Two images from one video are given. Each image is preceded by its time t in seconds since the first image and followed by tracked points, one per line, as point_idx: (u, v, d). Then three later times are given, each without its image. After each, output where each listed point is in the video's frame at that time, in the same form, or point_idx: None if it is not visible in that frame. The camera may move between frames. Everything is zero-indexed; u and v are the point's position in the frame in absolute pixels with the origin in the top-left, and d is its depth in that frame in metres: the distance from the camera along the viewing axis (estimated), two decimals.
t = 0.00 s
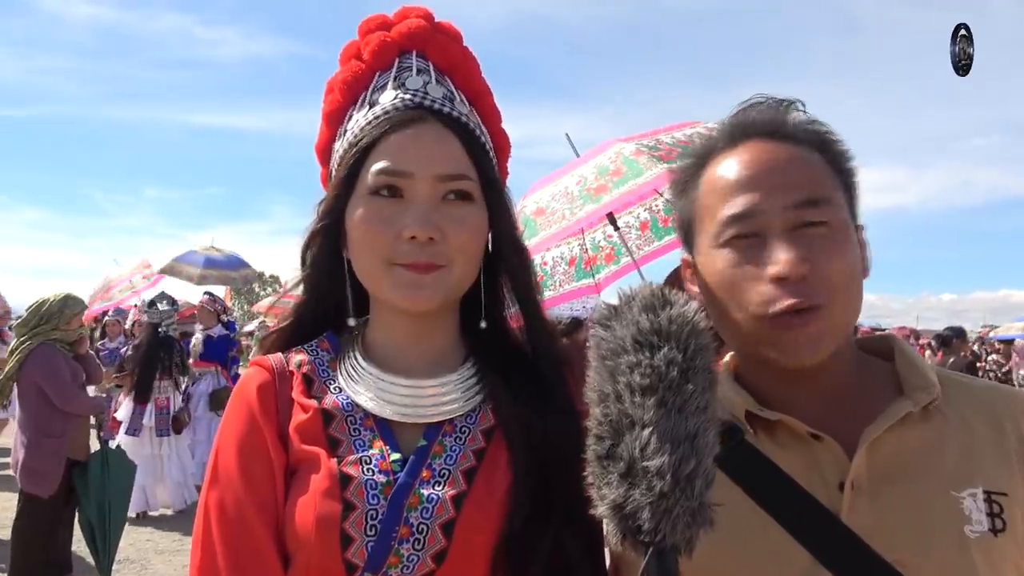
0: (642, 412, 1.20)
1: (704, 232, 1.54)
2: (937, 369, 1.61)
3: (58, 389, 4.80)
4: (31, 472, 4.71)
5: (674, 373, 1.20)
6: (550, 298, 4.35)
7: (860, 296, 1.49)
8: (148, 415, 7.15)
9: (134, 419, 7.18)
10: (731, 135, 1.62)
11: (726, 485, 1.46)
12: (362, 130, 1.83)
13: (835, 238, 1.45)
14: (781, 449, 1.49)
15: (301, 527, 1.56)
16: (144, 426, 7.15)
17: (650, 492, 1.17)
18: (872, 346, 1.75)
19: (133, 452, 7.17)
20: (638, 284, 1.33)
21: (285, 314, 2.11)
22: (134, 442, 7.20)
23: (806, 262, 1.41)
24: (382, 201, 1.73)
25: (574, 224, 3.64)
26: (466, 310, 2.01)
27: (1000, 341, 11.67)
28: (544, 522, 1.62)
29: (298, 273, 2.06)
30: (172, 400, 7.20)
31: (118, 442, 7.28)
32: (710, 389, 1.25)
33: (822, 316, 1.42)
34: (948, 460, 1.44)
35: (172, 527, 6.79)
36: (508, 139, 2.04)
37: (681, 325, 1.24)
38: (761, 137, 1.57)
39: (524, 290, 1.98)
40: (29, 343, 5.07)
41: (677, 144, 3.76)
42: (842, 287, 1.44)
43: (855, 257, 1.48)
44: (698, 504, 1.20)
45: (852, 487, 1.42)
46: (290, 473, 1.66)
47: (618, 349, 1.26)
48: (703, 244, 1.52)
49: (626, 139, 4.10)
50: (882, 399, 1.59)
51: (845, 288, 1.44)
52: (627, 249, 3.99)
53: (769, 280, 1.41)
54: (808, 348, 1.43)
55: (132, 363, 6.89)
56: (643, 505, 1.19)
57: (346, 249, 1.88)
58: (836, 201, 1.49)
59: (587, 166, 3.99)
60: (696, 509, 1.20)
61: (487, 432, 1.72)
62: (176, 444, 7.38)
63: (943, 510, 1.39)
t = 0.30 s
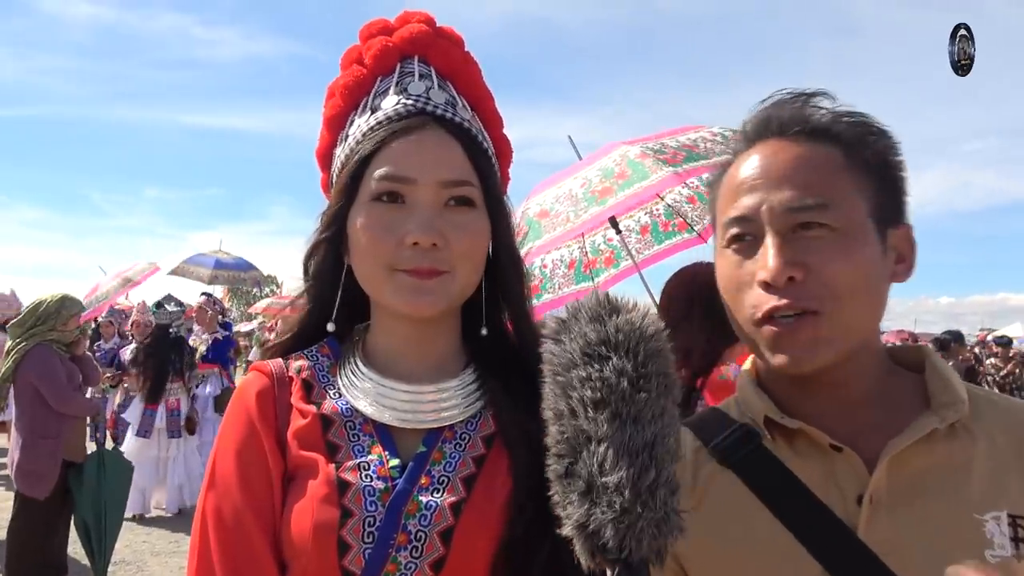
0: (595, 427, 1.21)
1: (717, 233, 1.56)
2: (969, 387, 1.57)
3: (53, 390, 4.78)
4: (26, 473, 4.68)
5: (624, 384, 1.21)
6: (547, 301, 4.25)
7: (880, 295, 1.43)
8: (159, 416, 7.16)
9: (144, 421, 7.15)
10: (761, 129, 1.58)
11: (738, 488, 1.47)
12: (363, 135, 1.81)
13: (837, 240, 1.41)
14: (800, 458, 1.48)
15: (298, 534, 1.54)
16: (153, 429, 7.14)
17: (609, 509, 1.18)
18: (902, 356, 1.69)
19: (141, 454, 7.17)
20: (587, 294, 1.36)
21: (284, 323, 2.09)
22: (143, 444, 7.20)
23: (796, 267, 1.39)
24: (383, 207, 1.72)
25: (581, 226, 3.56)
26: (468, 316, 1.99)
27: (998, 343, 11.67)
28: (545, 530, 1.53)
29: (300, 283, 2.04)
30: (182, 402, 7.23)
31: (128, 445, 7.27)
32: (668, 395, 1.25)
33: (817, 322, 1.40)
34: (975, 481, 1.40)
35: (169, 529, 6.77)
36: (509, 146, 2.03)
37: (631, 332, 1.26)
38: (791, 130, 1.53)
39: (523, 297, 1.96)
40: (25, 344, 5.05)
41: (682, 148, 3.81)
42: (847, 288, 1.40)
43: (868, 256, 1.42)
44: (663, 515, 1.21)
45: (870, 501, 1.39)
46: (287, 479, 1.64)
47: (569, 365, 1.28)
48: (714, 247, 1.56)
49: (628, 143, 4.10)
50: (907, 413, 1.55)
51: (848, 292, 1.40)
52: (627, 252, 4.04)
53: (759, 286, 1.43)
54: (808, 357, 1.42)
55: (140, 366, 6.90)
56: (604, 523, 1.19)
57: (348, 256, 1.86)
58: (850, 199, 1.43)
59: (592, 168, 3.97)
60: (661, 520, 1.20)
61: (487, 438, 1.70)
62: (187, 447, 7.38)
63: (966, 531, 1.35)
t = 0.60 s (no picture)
0: (593, 433, 1.21)
1: (739, 228, 1.56)
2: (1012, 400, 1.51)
3: (49, 392, 4.75)
4: (23, 475, 4.66)
5: (623, 390, 1.21)
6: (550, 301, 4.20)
7: (906, 290, 1.41)
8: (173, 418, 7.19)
9: (158, 424, 7.13)
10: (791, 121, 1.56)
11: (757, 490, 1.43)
12: (363, 135, 1.80)
13: (859, 234, 1.39)
14: (819, 460, 1.45)
15: (294, 538, 1.53)
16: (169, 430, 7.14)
17: (605, 519, 1.17)
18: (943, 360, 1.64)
19: (152, 455, 7.13)
20: (587, 294, 1.36)
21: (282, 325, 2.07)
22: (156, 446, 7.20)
23: (813, 263, 1.39)
24: (382, 207, 1.71)
25: (570, 230, 3.55)
26: (468, 317, 1.99)
27: (997, 344, 11.65)
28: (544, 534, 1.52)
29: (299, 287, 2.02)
30: (194, 404, 7.31)
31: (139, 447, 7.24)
32: (668, 400, 1.24)
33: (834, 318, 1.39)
34: (1005, 498, 1.35)
35: (167, 531, 6.75)
36: (511, 147, 2.01)
37: (631, 335, 1.26)
38: (818, 122, 1.51)
39: (525, 301, 1.95)
40: (21, 345, 5.02)
41: (672, 151, 3.74)
42: (868, 282, 1.38)
43: (891, 251, 1.40)
44: (662, 527, 1.19)
45: (894, 510, 1.35)
46: (285, 483, 1.62)
47: (568, 369, 1.28)
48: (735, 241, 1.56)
49: (619, 145, 4.04)
50: (941, 423, 1.50)
51: (868, 288, 1.38)
52: (630, 249, 4.00)
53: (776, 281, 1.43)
54: (827, 353, 1.40)
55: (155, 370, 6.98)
56: (601, 534, 1.18)
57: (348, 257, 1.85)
58: (874, 192, 1.41)
59: (582, 173, 3.94)
60: (660, 530, 1.19)
61: (486, 441, 1.69)
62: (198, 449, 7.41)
63: (991, 547, 1.30)
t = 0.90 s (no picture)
0: (579, 427, 1.21)
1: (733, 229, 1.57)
2: None
3: (46, 393, 4.72)
4: (20, 477, 4.64)
5: (607, 383, 1.21)
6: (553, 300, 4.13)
7: (878, 283, 1.37)
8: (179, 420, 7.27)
9: (164, 425, 7.22)
10: (770, 117, 1.57)
11: (768, 491, 1.41)
12: (361, 133, 1.79)
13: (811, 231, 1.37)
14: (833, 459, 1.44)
15: (291, 539, 1.52)
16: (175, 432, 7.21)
17: (592, 511, 1.18)
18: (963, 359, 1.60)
19: (161, 456, 7.21)
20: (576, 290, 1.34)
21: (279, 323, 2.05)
22: (164, 447, 7.27)
23: (769, 261, 1.39)
24: (381, 205, 1.69)
25: (562, 228, 3.56)
26: (466, 317, 1.97)
27: (994, 346, 11.64)
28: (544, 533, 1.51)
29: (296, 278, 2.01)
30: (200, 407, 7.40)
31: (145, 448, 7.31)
32: (656, 391, 1.24)
33: (796, 316, 1.37)
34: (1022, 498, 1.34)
35: (163, 533, 6.74)
36: (509, 146, 2.00)
37: (618, 328, 1.24)
38: (791, 119, 1.51)
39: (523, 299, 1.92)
40: (18, 347, 5.00)
41: (665, 147, 3.73)
42: (818, 279, 1.35)
43: (853, 246, 1.35)
44: (652, 517, 1.19)
45: (910, 513, 1.33)
46: (282, 484, 1.61)
47: (555, 363, 1.27)
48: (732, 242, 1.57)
49: (613, 144, 4.01)
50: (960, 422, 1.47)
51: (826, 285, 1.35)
52: (634, 249, 3.96)
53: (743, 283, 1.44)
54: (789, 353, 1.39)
55: (166, 371, 7.07)
56: (589, 526, 1.19)
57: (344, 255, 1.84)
58: (838, 188, 1.38)
59: (576, 171, 3.91)
60: (649, 521, 1.19)
61: (484, 441, 1.67)
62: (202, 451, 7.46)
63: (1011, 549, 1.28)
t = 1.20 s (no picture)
0: (501, 426, 1.35)
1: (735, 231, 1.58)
2: None
3: (42, 396, 4.72)
4: (16, 480, 4.64)
5: (518, 382, 1.36)
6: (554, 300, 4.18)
7: (870, 289, 1.37)
8: (178, 422, 7.28)
9: (162, 427, 7.22)
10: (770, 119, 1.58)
11: (771, 494, 1.41)
12: (357, 135, 1.79)
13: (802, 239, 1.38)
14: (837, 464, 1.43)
15: (286, 542, 1.52)
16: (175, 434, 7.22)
17: (528, 495, 1.25)
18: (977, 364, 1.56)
19: (159, 458, 7.18)
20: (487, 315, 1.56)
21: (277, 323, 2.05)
22: (162, 449, 7.24)
23: (763, 268, 1.41)
24: (377, 208, 1.69)
25: (557, 229, 3.56)
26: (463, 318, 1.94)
27: (992, 345, 11.64)
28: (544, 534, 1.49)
29: (291, 285, 2.00)
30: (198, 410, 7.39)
31: (143, 450, 7.27)
32: (569, 386, 1.38)
33: (788, 322, 1.39)
34: None
35: (160, 536, 6.72)
36: (504, 151, 2.00)
37: (521, 337, 1.44)
38: (786, 124, 1.53)
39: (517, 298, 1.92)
40: (14, 349, 4.99)
41: (660, 148, 3.73)
42: (808, 287, 1.36)
43: (843, 254, 1.36)
44: (586, 493, 1.25)
45: (911, 517, 1.33)
46: (278, 487, 1.61)
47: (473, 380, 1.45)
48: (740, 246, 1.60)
49: (608, 144, 4.02)
50: (966, 427, 1.45)
51: (816, 293, 1.36)
52: (634, 249, 3.99)
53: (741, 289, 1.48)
54: (781, 358, 1.42)
55: (162, 375, 7.04)
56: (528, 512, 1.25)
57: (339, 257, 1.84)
58: (827, 194, 1.39)
59: (571, 172, 3.92)
60: (584, 498, 1.25)
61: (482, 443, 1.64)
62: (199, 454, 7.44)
63: (1014, 554, 1.28)
